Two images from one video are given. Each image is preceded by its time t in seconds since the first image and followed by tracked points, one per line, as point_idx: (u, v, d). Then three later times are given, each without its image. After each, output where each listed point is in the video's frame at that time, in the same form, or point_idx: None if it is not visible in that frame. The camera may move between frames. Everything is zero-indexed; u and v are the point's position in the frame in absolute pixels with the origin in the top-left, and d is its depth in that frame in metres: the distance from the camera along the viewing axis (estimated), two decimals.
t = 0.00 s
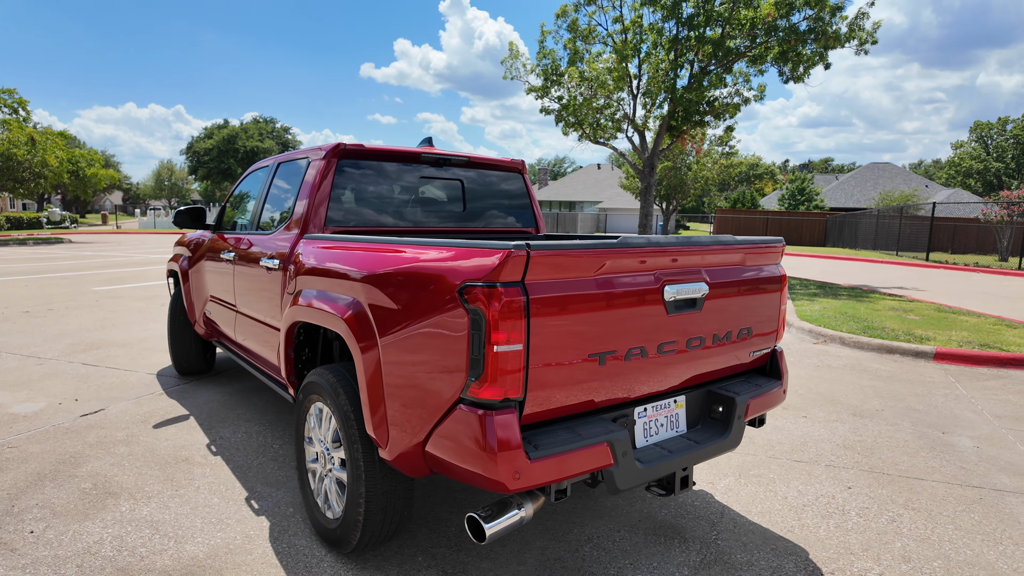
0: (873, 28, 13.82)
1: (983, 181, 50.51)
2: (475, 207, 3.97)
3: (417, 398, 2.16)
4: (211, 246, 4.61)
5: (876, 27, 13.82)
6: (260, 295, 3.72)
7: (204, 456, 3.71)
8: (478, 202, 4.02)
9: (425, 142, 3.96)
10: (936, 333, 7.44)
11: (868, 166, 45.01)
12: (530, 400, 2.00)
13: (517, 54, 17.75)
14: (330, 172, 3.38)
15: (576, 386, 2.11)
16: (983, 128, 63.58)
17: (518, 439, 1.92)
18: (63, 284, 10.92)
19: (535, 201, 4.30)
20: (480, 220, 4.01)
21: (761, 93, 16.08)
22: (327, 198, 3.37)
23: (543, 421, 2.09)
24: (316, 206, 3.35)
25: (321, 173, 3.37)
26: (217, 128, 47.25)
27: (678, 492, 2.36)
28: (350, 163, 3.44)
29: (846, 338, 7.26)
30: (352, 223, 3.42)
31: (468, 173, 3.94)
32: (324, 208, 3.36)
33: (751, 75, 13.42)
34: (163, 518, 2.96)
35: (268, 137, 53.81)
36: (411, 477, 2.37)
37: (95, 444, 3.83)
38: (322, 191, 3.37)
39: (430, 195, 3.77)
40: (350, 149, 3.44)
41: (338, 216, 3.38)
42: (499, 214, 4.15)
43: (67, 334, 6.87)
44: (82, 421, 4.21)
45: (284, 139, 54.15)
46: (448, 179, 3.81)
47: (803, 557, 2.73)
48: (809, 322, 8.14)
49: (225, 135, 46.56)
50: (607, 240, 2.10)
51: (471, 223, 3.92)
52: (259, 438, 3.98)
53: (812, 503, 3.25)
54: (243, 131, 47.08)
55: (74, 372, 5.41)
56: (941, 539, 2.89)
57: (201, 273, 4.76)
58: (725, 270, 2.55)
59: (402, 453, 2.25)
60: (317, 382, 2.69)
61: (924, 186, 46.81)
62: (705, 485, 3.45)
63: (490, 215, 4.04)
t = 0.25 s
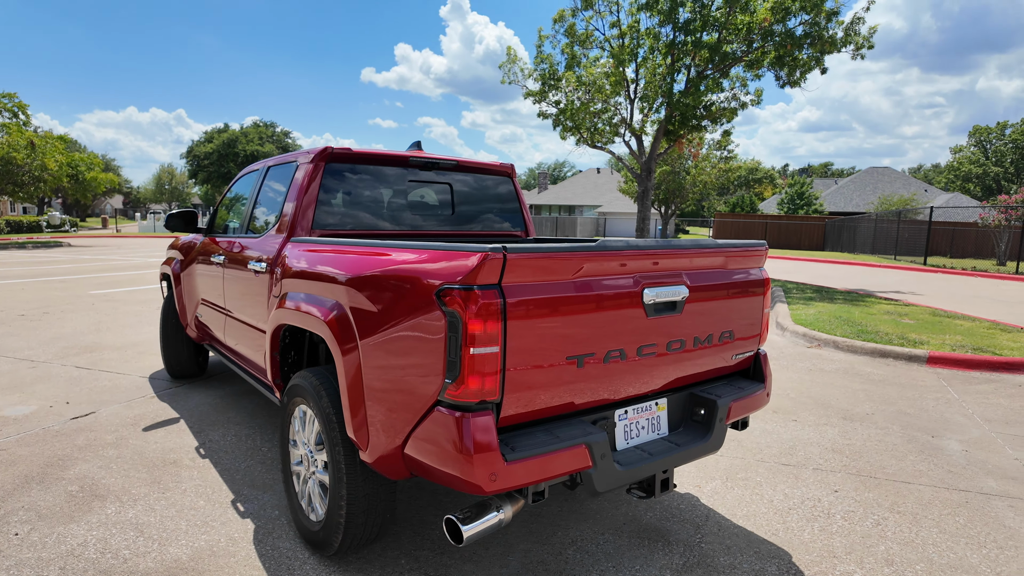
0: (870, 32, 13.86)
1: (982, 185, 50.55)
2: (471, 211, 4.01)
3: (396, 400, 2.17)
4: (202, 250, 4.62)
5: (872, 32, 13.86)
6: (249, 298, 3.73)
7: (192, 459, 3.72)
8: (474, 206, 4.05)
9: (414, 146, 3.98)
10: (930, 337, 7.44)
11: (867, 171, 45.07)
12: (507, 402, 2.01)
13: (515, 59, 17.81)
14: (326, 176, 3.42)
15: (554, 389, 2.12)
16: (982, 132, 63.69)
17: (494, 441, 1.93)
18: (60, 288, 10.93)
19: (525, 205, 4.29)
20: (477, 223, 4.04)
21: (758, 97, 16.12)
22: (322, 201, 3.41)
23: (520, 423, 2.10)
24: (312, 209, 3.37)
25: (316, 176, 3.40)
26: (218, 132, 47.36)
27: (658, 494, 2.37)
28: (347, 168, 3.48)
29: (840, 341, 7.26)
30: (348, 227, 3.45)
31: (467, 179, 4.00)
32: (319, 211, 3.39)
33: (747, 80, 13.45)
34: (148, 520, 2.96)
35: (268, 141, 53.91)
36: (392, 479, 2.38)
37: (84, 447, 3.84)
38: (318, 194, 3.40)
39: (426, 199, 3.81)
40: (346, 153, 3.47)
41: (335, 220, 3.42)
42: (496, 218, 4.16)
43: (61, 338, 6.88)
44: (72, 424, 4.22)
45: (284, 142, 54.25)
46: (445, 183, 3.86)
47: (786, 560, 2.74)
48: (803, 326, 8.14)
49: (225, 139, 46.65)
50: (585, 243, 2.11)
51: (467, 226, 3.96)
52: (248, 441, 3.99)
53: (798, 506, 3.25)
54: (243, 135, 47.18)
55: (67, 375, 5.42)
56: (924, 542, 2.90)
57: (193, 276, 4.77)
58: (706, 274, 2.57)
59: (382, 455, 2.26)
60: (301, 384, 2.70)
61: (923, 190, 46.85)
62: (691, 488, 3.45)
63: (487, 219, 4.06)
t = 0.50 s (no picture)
0: (867, 39, 13.89)
1: (983, 192, 50.52)
2: (466, 215, 4.10)
3: (372, 402, 2.17)
4: (193, 252, 4.64)
5: (869, 38, 13.90)
6: (237, 301, 3.75)
7: (179, 461, 3.72)
8: (469, 210, 4.14)
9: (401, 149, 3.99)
10: (925, 342, 7.43)
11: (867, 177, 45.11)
12: (482, 403, 2.02)
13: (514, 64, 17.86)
14: (324, 180, 3.48)
15: (530, 391, 2.13)
16: (983, 139, 63.80)
17: (468, 443, 1.93)
18: (57, 291, 10.95)
19: (511, 209, 4.29)
20: (471, 228, 4.13)
21: (756, 103, 16.15)
22: (319, 205, 3.46)
23: (495, 425, 2.10)
24: (309, 213, 3.43)
25: (313, 180, 3.46)
26: (219, 137, 47.52)
27: (637, 497, 2.37)
28: (344, 172, 3.55)
29: (834, 347, 7.25)
30: (345, 231, 3.53)
31: (463, 184, 4.09)
32: (317, 215, 3.45)
33: (745, 86, 13.49)
34: (131, 522, 2.96)
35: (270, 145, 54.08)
36: (370, 481, 2.38)
37: (71, 449, 3.84)
38: (316, 198, 3.46)
39: (422, 203, 3.90)
40: (344, 157, 3.54)
41: (333, 224, 3.48)
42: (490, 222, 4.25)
43: (55, 341, 6.89)
44: (61, 426, 4.22)
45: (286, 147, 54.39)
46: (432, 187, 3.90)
47: (768, 565, 2.73)
48: (798, 331, 8.14)
49: (227, 144, 46.80)
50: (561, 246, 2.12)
51: (461, 231, 4.05)
52: (236, 444, 3.99)
53: (783, 511, 3.25)
54: (244, 140, 47.32)
55: (59, 378, 5.43)
56: (908, 547, 2.89)
57: (183, 279, 4.79)
58: (686, 277, 2.57)
59: (359, 456, 2.26)
60: (283, 386, 2.71)
61: (924, 197, 46.86)
62: (677, 492, 3.45)
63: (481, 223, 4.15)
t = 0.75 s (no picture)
0: (869, 41, 13.86)
1: (990, 195, 50.23)
2: (465, 217, 4.16)
3: (354, 401, 2.17)
4: (189, 254, 4.67)
5: (871, 40, 13.87)
6: (230, 302, 3.76)
7: (171, 461, 3.73)
8: (468, 212, 4.20)
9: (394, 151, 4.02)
10: (925, 345, 7.39)
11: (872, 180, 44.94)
12: (462, 402, 2.02)
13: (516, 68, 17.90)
14: (325, 181, 3.54)
15: (511, 389, 2.13)
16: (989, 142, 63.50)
17: (448, 441, 1.93)
18: (60, 294, 11.01)
19: (505, 209, 4.32)
20: (469, 230, 4.18)
21: (759, 106, 16.13)
22: (320, 206, 3.51)
23: (476, 424, 2.10)
24: (311, 214, 3.48)
25: (315, 182, 3.51)
26: (225, 141, 47.78)
27: (621, 497, 2.36)
28: (346, 174, 3.61)
29: (834, 349, 7.21)
30: (346, 232, 3.58)
31: (463, 186, 4.15)
32: (319, 216, 3.50)
33: (746, 88, 13.48)
34: (121, 521, 2.97)
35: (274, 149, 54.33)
36: (354, 480, 2.38)
37: (65, 449, 3.86)
38: (318, 199, 3.51)
39: (418, 205, 3.94)
40: (345, 160, 3.61)
41: (334, 225, 3.53)
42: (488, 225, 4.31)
43: (56, 342, 6.93)
44: (57, 426, 4.25)
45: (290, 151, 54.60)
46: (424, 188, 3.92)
47: (756, 566, 2.71)
48: (798, 333, 8.10)
49: (232, 148, 47.05)
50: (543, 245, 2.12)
51: (459, 233, 4.10)
52: (229, 445, 4.00)
53: (774, 512, 3.23)
54: (249, 143, 47.56)
55: (57, 379, 5.46)
56: (899, 549, 2.87)
57: (180, 281, 4.82)
58: (672, 277, 2.57)
59: (342, 455, 2.26)
60: (270, 386, 2.72)
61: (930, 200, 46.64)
62: (668, 493, 3.43)
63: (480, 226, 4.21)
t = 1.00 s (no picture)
0: (877, 39, 13.75)
1: (1002, 195, 49.64)
2: (468, 216, 4.13)
3: (349, 396, 2.16)
4: (192, 253, 4.69)
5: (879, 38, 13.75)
6: (232, 300, 3.77)
7: (173, 459, 3.74)
8: (472, 211, 4.18)
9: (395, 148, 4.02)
10: (935, 344, 7.29)
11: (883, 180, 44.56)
12: (457, 396, 2.00)
13: (522, 69, 17.91)
14: (331, 181, 3.56)
15: (506, 383, 2.10)
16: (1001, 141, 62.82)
17: (442, 436, 1.91)
18: (69, 295, 11.10)
19: (506, 207, 4.28)
20: (474, 229, 4.14)
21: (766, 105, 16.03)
22: (321, 204, 3.52)
23: (471, 419, 2.08)
24: (317, 213, 3.50)
25: (321, 181, 3.53)
26: (233, 144, 48.14)
27: (620, 493, 2.33)
28: (351, 174, 3.63)
29: (841, 349, 7.13)
30: (350, 229, 3.58)
31: (466, 185, 4.15)
32: (325, 215, 3.52)
33: (753, 87, 13.40)
34: (121, 518, 2.97)
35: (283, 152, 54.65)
36: (351, 477, 2.37)
37: (69, 446, 3.87)
38: (324, 198, 3.54)
39: (420, 204, 3.93)
40: (351, 160, 3.63)
41: (340, 224, 3.55)
42: (493, 224, 4.27)
43: (63, 342, 6.98)
44: (61, 424, 4.27)
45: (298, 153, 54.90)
46: (424, 185, 3.91)
47: (759, 565, 2.67)
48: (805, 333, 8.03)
49: (241, 150, 47.37)
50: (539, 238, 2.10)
51: (463, 231, 4.07)
52: (231, 443, 4.01)
53: (778, 511, 3.19)
54: (258, 146, 47.85)
55: (63, 378, 5.49)
56: (905, 549, 2.81)
57: (183, 280, 4.84)
58: (671, 272, 2.54)
59: (338, 451, 2.25)
60: (268, 382, 2.72)
61: (941, 199, 46.17)
62: (671, 492, 3.40)
63: (486, 224, 4.18)
